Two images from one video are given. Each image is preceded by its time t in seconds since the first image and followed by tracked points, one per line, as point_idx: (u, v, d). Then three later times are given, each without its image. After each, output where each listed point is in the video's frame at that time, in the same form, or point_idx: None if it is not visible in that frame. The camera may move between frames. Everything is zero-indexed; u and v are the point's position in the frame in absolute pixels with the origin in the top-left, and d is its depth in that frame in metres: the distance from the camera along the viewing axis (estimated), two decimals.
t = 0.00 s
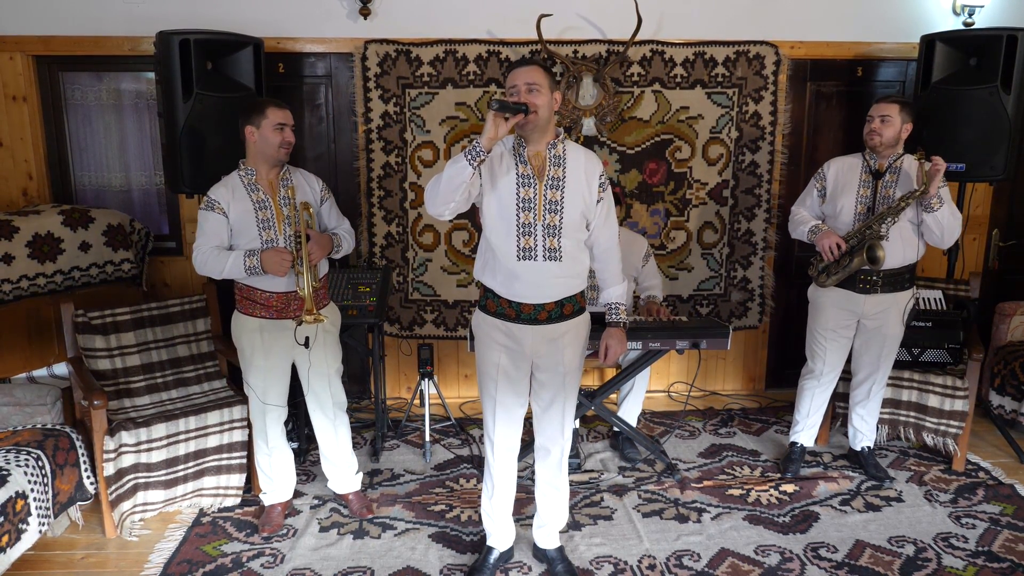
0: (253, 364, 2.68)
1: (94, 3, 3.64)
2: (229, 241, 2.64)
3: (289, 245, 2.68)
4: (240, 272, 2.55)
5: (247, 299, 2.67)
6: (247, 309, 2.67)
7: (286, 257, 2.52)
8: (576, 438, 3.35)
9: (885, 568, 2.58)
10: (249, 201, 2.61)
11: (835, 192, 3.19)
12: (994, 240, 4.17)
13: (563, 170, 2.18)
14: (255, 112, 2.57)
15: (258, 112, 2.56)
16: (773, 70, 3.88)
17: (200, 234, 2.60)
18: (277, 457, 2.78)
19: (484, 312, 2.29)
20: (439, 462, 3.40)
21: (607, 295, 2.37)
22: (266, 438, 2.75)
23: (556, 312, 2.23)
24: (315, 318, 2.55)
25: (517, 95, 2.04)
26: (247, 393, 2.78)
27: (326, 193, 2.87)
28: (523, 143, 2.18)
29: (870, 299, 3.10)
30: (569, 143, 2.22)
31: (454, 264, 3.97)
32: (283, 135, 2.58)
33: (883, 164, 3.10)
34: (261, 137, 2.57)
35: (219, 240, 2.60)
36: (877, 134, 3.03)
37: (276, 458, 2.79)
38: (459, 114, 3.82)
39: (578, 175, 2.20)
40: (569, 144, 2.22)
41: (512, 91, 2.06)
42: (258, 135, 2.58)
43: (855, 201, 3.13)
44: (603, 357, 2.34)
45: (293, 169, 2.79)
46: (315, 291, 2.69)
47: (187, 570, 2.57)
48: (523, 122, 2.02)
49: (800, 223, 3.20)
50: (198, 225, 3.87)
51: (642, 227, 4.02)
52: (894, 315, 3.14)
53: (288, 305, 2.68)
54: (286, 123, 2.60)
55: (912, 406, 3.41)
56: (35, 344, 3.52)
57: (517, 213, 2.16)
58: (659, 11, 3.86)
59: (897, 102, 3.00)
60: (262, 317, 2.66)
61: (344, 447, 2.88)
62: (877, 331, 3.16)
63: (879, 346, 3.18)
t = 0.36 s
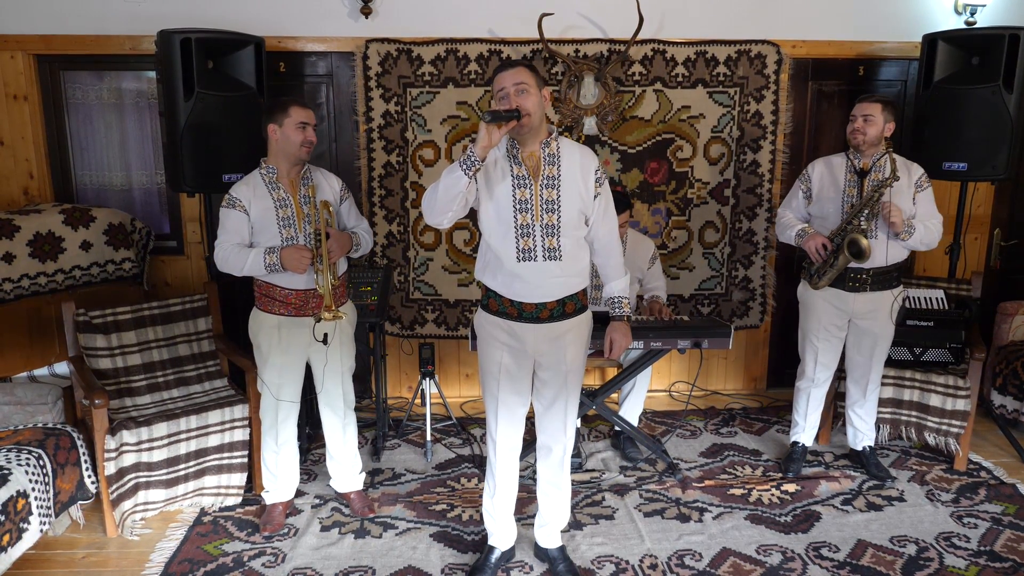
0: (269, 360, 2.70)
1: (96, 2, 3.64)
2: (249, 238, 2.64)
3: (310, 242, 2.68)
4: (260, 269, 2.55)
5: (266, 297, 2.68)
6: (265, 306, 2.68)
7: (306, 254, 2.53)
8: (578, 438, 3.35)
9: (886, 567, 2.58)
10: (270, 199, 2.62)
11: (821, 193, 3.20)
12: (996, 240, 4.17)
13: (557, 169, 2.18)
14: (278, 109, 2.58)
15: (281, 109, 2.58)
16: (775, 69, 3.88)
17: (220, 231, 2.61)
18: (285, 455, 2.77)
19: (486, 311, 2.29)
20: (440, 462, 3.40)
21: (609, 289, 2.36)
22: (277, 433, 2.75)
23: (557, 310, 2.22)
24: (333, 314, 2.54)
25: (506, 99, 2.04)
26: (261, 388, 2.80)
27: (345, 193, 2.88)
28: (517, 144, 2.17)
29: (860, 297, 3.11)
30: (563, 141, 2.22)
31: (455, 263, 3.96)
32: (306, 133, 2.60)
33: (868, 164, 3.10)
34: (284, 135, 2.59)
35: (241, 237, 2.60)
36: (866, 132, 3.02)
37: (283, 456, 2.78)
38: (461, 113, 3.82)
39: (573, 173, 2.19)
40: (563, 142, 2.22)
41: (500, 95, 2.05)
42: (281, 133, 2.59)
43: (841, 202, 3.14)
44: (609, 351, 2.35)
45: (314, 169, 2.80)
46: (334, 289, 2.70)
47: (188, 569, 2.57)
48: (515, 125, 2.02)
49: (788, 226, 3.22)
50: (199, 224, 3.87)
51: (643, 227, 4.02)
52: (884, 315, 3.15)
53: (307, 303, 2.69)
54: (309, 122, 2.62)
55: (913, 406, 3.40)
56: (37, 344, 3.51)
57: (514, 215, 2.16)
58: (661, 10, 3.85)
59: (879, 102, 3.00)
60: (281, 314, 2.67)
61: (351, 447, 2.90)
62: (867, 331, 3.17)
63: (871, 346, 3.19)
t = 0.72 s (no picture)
0: (282, 358, 2.69)
1: (97, 2, 3.64)
2: (265, 237, 2.64)
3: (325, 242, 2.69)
4: (276, 268, 2.55)
5: (282, 296, 2.67)
6: (281, 305, 2.68)
7: (322, 254, 2.52)
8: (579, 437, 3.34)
9: (888, 567, 2.58)
10: (287, 198, 2.63)
11: (805, 193, 3.21)
12: (997, 239, 4.16)
13: (555, 167, 2.18)
14: (297, 108, 2.56)
15: (300, 108, 2.55)
16: (776, 69, 3.87)
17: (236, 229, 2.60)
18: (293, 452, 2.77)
19: (486, 312, 2.29)
20: (441, 461, 3.40)
21: (606, 288, 2.34)
22: (288, 431, 2.75)
23: (558, 309, 2.22)
24: (349, 314, 2.56)
25: (507, 96, 2.04)
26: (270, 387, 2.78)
27: (361, 193, 2.88)
28: (514, 143, 2.18)
29: (845, 296, 3.13)
30: (559, 140, 2.22)
31: (456, 263, 3.96)
32: (324, 134, 2.58)
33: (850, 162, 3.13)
34: (302, 135, 2.58)
35: (256, 235, 2.60)
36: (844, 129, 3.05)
37: (289, 455, 2.78)
38: (462, 112, 3.82)
39: (570, 171, 2.20)
40: (559, 141, 2.23)
41: (501, 94, 2.05)
42: (299, 133, 2.58)
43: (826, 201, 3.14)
44: (606, 349, 2.32)
45: (330, 169, 2.80)
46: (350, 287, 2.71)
47: (189, 569, 2.57)
48: (515, 124, 2.02)
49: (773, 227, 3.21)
50: (200, 224, 3.87)
51: (644, 226, 4.02)
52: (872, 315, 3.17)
53: (322, 301, 2.69)
54: (327, 122, 2.60)
55: (914, 406, 3.40)
56: (37, 344, 3.51)
57: (513, 215, 2.16)
58: (662, 10, 3.85)
59: (857, 100, 3.03)
60: (297, 313, 2.67)
61: (356, 447, 2.89)
62: (854, 330, 3.18)
63: (861, 345, 3.20)
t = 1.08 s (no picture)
0: (289, 357, 2.69)
1: (98, 3, 3.64)
2: (274, 238, 2.63)
3: (334, 244, 2.68)
4: (286, 269, 2.55)
5: (290, 296, 2.68)
6: (290, 305, 2.68)
7: (333, 255, 2.53)
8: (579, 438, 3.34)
9: (889, 567, 2.58)
10: (295, 199, 2.63)
11: (791, 195, 3.21)
12: (998, 239, 4.16)
13: (559, 168, 2.19)
14: (307, 111, 2.58)
15: (309, 111, 2.58)
16: (776, 69, 3.88)
17: (245, 230, 2.60)
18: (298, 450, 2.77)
19: (486, 315, 2.27)
20: (441, 462, 3.40)
21: (601, 289, 2.38)
22: (294, 430, 2.75)
23: (559, 309, 2.23)
24: (359, 314, 2.53)
25: (523, 94, 2.03)
26: (275, 388, 2.77)
27: (367, 193, 2.89)
28: (520, 142, 2.16)
29: (832, 296, 3.14)
30: (560, 142, 2.24)
31: (456, 263, 3.96)
32: (333, 137, 2.60)
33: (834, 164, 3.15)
34: (312, 137, 2.59)
35: (266, 237, 2.60)
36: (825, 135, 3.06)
37: (292, 454, 2.78)
38: (462, 113, 3.82)
39: (572, 172, 2.22)
40: (561, 143, 2.24)
41: (516, 90, 2.04)
42: (309, 135, 2.59)
43: (813, 202, 3.15)
44: (604, 349, 2.35)
45: (337, 170, 2.81)
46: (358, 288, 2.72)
47: (190, 570, 2.57)
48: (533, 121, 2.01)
49: (760, 227, 3.20)
50: (200, 224, 3.87)
51: (644, 227, 4.02)
52: (861, 315, 3.18)
53: (330, 302, 2.69)
54: (336, 125, 2.62)
55: (915, 406, 3.40)
56: (38, 346, 3.52)
57: (519, 214, 2.14)
58: (662, 10, 3.86)
59: (843, 105, 3.02)
60: (305, 313, 2.67)
61: (357, 448, 2.89)
62: (844, 328, 3.18)
63: (852, 345, 3.20)
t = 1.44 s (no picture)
0: (284, 358, 2.69)
1: (98, 3, 3.64)
2: (269, 237, 2.64)
3: (328, 244, 2.70)
4: (280, 269, 2.55)
5: (285, 296, 2.68)
6: (284, 305, 2.69)
7: (327, 256, 2.54)
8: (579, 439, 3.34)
9: (888, 568, 2.58)
10: (291, 199, 2.63)
11: (788, 201, 3.20)
12: (998, 240, 4.16)
13: (566, 171, 2.21)
14: (310, 112, 2.57)
15: (313, 113, 2.57)
16: (775, 70, 3.88)
17: (240, 229, 2.60)
18: (295, 451, 2.78)
19: (487, 316, 2.26)
20: (441, 463, 3.40)
21: (598, 292, 2.42)
22: (290, 431, 2.76)
23: (561, 309, 2.25)
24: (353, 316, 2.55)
25: (545, 96, 2.05)
26: (271, 389, 2.78)
27: (364, 194, 2.90)
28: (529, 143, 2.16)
29: (834, 296, 3.15)
30: (564, 145, 2.26)
31: (457, 264, 3.97)
32: (335, 140, 2.61)
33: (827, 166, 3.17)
34: (313, 139, 2.59)
35: (261, 236, 2.60)
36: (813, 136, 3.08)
37: (291, 455, 2.79)
38: (462, 114, 3.82)
39: (578, 175, 2.24)
40: (566, 147, 2.25)
41: (536, 92, 2.05)
42: (310, 137, 2.60)
43: (811, 206, 3.15)
44: (605, 351, 2.42)
45: (334, 170, 2.81)
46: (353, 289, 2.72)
47: (190, 570, 2.57)
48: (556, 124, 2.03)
49: (761, 233, 3.14)
50: (201, 225, 3.87)
51: (644, 227, 4.02)
52: (861, 314, 3.19)
53: (324, 303, 2.70)
54: (338, 129, 2.63)
55: (915, 406, 3.40)
56: (39, 348, 3.59)
57: (528, 215, 2.14)
58: (662, 10, 3.86)
59: (831, 106, 3.04)
60: (299, 313, 2.67)
61: (357, 449, 2.89)
62: (845, 328, 3.19)
63: (852, 345, 3.21)
